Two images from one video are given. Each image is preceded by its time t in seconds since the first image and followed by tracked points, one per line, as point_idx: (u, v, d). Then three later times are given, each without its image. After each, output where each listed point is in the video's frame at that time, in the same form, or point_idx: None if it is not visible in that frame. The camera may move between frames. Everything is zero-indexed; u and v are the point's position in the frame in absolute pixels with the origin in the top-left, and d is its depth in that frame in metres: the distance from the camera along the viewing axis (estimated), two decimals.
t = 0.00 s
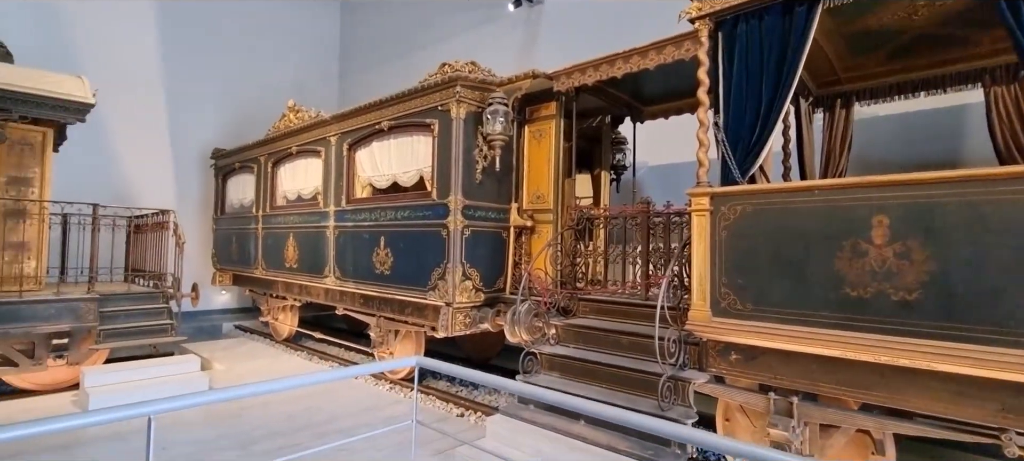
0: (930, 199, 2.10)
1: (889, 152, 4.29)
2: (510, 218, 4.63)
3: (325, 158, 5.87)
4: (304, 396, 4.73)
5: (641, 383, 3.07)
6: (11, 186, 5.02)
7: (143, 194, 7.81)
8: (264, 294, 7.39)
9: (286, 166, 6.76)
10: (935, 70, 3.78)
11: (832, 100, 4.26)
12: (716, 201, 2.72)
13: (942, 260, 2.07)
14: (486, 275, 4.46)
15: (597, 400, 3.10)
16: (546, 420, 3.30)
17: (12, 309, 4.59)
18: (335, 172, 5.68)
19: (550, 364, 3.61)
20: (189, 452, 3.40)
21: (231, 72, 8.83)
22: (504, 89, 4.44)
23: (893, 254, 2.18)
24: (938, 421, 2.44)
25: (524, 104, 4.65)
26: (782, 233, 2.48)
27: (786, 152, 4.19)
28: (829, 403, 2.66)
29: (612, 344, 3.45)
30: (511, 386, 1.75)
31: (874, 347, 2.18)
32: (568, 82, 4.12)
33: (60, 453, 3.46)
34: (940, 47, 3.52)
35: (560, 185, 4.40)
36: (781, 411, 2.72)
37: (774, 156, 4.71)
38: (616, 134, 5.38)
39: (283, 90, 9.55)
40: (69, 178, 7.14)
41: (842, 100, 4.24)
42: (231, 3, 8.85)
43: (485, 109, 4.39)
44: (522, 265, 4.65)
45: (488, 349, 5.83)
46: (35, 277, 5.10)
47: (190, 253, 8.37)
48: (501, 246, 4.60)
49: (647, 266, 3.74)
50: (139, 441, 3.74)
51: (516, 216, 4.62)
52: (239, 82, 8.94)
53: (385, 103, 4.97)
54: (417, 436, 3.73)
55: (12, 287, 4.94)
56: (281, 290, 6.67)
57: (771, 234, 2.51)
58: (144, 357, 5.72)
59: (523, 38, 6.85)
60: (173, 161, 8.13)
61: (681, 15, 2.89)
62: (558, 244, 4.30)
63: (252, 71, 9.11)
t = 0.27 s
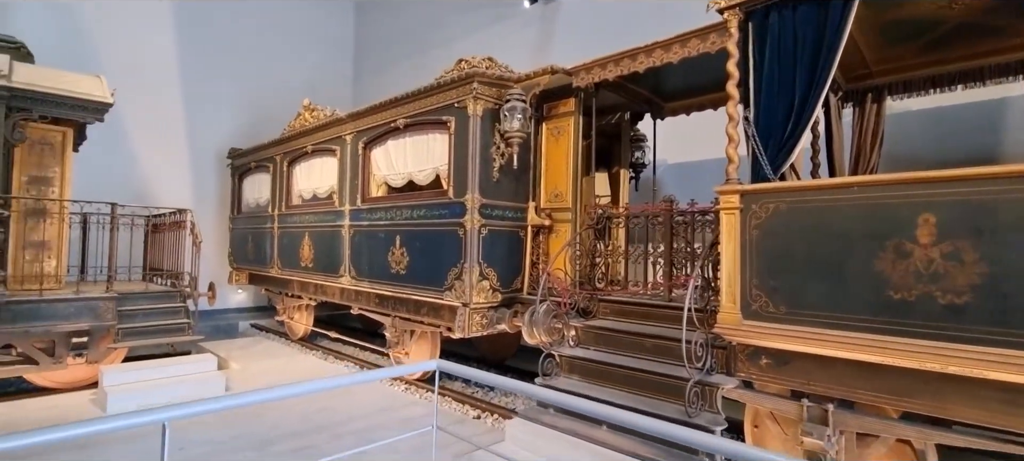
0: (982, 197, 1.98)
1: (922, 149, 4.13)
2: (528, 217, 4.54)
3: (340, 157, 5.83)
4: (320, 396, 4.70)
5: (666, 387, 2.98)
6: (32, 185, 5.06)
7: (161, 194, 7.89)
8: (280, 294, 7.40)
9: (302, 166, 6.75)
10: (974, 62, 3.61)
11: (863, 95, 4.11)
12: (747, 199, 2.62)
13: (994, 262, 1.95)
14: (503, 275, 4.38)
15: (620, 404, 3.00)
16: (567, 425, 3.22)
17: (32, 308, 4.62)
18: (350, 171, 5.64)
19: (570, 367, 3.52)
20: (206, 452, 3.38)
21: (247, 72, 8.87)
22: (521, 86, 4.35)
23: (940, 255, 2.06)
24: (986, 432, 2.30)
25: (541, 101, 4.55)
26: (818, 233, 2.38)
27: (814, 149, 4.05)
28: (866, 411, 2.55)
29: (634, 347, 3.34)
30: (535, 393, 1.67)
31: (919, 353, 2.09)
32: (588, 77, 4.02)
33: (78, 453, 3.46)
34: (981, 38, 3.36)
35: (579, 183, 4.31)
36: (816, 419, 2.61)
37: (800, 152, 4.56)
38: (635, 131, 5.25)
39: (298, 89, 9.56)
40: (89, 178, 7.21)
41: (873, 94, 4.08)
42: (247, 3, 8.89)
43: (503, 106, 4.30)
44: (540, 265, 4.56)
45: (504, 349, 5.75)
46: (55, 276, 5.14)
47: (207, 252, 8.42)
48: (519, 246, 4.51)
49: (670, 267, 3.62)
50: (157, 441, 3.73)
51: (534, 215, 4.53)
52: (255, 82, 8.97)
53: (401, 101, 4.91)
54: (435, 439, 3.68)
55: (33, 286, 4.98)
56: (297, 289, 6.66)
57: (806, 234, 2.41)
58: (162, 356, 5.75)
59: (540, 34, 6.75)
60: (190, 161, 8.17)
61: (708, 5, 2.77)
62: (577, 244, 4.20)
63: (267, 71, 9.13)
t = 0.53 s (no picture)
0: None
1: (948, 143, 3.99)
2: (540, 216, 4.45)
3: (349, 157, 5.76)
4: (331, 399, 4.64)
5: (689, 391, 2.89)
6: (40, 187, 5.03)
7: (169, 195, 7.87)
8: (289, 294, 7.35)
9: (310, 165, 6.69)
10: (1005, 52, 3.48)
11: (887, 87, 3.98)
12: (774, 196, 2.54)
13: None
14: (516, 276, 4.29)
15: (641, 408, 2.91)
16: (586, 430, 3.14)
17: (42, 310, 4.58)
18: (359, 170, 5.57)
19: (587, 369, 3.43)
20: (216, 458, 3.32)
21: (254, 71, 8.82)
22: (533, 82, 4.26)
23: (984, 254, 1.97)
24: None
25: (553, 98, 4.45)
26: (850, 231, 2.29)
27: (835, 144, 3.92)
28: (901, 416, 2.44)
29: (654, 349, 3.25)
30: (558, 401, 1.61)
31: (961, 357, 1.98)
32: (602, 72, 3.91)
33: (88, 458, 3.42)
34: (1014, 27, 3.23)
35: (593, 181, 4.21)
36: (847, 424, 2.51)
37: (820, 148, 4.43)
38: (648, 127, 5.15)
39: (305, 88, 9.51)
40: (97, 179, 7.20)
41: (898, 86, 3.95)
42: (253, 2, 8.84)
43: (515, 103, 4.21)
44: (553, 265, 4.46)
45: (515, 350, 5.67)
46: (65, 278, 5.11)
47: (215, 252, 8.39)
48: (532, 245, 4.42)
49: (689, 266, 3.51)
50: (167, 445, 3.68)
51: (546, 214, 4.43)
52: (262, 82, 8.92)
53: (410, 99, 4.83)
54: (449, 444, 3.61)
55: (42, 288, 4.95)
56: (306, 290, 6.60)
57: (838, 232, 2.32)
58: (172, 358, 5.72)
59: (549, 30, 6.64)
60: (198, 162, 8.15)
61: None
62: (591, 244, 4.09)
63: (274, 70, 9.09)
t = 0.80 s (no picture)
0: None
1: (973, 136, 3.88)
2: (552, 213, 4.37)
3: (358, 154, 5.71)
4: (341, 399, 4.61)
5: (710, 391, 2.81)
6: (50, 186, 5.02)
7: (178, 194, 7.86)
8: (297, 293, 7.32)
9: (319, 163, 6.65)
10: None
11: (909, 79, 3.86)
12: (799, 191, 2.48)
13: None
14: (528, 273, 4.22)
15: (659, 410, 2.84)
16: (603, 431, 3.07)
17: (52, 310, 4.56)
18: (368, 168, 5.51)
19: (603, 369, 3.36)
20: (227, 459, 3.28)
21: (261, 70, 8.80)
22: (545, 76, 4.19)
23: None
24: None
25: (565, 93, 4.37)
26: (881, 226, 2.24)
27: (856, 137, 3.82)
28: (933, 418, 2.36)
29: (672, 348, 3.17)
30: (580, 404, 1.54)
31: (1003, 357, 1.90)
32: (616, 66, 3.83)
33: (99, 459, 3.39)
34: None
35: (606, 176, 4.13)
36: (877, 426, 2.42)
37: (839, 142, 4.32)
38: (661, 123, 5.06)
39: (313, 87, 9.48)
40: (106, 179, 7.20)
41: (921, 78, 3.83)
42: (260, 1, 8.82)
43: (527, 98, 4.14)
44: (566, 263, 4.39)
45: (525, 349, 5.59)
46: (75, 278, 5.10)
47: (224, 251, 8.38)
48: (544, 243, 4.35)
49: (707, 263, 3.44)
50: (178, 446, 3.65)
51: (559, 211, 4.36)
52: (270, 80, 8.90)
53: (420, 95, 4.77)
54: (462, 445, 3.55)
55: (53, 288, 4.94)
56: (314, 289, 6.56)
57: (867, 227, 2.27)
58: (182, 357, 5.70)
59: (558, 24, 6.55)
60: (206, 161, 8.13)
61: None
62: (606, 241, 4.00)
63: (282, 69, 9.06)
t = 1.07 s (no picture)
0: None
1: (1011, 128, 3.72)
2: (570, 210, 4.30)
3: (374, 152, 5.69)
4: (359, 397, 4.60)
5: (737, 392, 2.73)
6: (73, 185, 5.08)
7: (197, 193, 7.95)
8: (315, 291, 7.35)
9: (335, 162, 6.65)
10: None
11: (944, 69, 3.70)
12: (833, 184, 2.44)
13: None
14: (547, 271, 4.16)
15: (685, 411, 2.77)
16: (626, 433, 3.00)
17: (75, 307, 4.60)
18: (384, 165, 5.49)
19: (625, 369, 3.29)
20: (247, 457, 3.28)
21: (278, 69, 8.84)
22: (564, 71, 4.12)
23: None
24: None
25: (584, 87, 4.29)
26: (920, 221, 2.19)
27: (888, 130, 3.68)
28: (976, 422, 2.24)
29: (696, 348, 3.09)
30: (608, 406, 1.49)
31: None
32: (637, 59, 3.74)
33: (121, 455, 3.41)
34: None
35: (626, 172, 4.04)
36: (915, 430, 2.31)
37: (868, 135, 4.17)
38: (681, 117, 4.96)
39: (329, 85, 9.51)
40: (127, 178, 7.29)
41: (957, 67, 3.68)
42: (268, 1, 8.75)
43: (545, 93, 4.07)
44: (584, 260, 4.32)
45: (542, 348, 5.53)
46: (97, 275, 5.16)
47: (242, 249, 8.45)
48: (562, 240, 4.28)
49: (732, 261, 3.35)
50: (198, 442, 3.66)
51: (577, 207, 4.28)
52: (286, 79, 8.94)
53: (437, 91, 4.73)
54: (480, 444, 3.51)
55: (76, 286, 5.00)
56: (331, 287, 6.57)
57: (905, 222, 2.23)
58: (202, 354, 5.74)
59: (575, 19, 6.46)
60: (225, 160, 8.21)
61: None
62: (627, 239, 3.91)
63: (298, 68, 9.11)
